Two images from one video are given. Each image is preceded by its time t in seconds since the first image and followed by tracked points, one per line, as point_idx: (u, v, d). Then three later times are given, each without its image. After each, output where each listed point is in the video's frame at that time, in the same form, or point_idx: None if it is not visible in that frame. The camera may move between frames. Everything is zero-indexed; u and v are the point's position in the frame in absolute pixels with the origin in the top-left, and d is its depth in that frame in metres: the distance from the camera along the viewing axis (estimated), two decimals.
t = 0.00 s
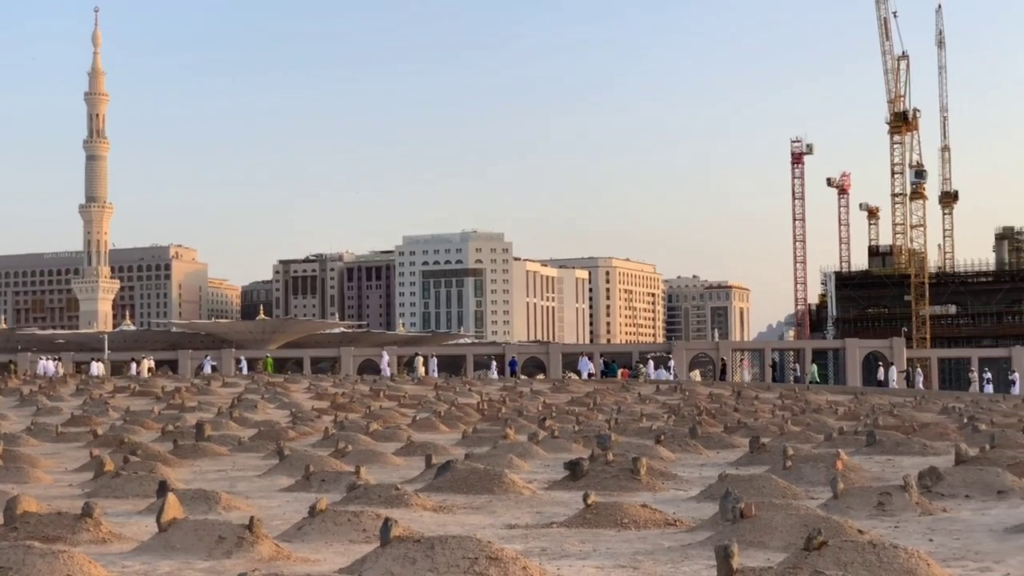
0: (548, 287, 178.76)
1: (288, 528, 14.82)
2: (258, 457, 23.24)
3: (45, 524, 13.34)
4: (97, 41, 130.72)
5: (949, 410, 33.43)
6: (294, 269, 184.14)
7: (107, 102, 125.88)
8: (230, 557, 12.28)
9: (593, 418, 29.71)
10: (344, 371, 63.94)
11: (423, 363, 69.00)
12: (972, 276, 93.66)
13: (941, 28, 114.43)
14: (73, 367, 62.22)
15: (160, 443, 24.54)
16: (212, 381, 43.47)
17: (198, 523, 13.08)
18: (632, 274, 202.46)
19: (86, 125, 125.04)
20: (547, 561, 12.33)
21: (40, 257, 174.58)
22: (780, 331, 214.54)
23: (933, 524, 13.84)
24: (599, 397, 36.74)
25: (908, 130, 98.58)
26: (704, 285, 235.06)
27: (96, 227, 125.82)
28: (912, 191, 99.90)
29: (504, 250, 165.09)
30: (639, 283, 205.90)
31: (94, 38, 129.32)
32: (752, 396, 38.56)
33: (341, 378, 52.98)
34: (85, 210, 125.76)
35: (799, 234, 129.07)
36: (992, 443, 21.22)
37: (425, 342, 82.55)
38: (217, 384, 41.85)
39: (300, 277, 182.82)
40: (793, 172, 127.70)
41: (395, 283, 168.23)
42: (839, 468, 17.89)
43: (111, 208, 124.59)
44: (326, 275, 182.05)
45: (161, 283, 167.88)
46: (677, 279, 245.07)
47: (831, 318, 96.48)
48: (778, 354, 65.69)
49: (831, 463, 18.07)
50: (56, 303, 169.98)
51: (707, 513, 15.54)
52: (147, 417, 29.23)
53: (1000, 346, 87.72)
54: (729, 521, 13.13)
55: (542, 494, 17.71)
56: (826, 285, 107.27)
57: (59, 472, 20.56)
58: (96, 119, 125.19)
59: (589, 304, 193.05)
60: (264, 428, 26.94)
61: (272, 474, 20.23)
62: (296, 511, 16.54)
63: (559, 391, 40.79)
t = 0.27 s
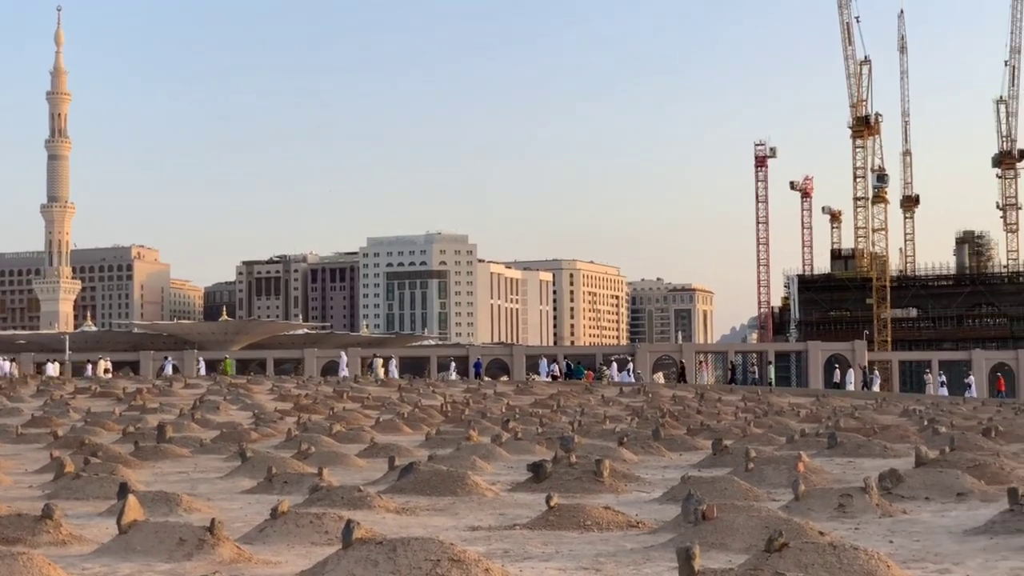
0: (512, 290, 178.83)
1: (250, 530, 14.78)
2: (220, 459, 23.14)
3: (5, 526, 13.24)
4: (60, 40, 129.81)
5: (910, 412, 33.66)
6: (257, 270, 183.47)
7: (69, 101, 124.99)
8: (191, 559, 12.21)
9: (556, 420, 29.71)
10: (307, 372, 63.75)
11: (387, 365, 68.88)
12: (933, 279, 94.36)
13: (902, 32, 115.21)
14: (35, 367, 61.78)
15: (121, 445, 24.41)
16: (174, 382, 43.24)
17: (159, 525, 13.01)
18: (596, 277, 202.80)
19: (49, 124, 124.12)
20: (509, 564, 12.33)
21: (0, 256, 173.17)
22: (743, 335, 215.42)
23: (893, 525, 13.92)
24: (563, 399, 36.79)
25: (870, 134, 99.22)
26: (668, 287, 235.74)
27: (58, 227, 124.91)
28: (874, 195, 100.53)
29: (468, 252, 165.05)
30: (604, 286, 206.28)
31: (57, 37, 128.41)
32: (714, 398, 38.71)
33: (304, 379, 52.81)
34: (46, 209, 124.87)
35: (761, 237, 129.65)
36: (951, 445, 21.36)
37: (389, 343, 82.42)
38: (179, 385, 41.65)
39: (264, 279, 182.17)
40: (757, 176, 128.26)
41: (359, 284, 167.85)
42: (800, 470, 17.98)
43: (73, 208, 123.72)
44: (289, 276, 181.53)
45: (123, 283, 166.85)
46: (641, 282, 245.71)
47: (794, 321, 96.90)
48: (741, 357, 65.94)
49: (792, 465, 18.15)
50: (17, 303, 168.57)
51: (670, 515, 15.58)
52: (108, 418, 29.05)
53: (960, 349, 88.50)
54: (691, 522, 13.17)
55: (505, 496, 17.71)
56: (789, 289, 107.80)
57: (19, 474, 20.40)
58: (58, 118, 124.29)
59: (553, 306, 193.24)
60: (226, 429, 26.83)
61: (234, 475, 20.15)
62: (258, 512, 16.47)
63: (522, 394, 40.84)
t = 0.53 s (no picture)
0: (474, 293, 178.72)
1: (208, 534, 14.71)
2: (179, 462, 23.00)
3: None
4: (21, 41, 128.86)
5: (870, 416, 33.88)
6: (219, 273, 182.65)
7: (29, 103, 124.00)
8: (150, 564, 12.12)
9: (518, 423, 29.69)
10: (269, 375, 63.49)
11: (349, 369, 68.68)
12: (893, 284, 94.93)
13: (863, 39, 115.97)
14: None
15: (80, 448, 24.21)
16: (133, 385, 42.99)
17: (117, 529, 12.91)
18: (559, 281, 202.98)
19: (8, 126, 123.06)
20: (470, 568, 12.30)
21: None
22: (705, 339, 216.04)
23: (851, 529, 14.00)
24: (524, 403, 36.77)
25: (832, 140, 99.78)
26: (630, 292, 236.11)
27: (17, 228, 123.92)
28: (835, 201, 101.12)
29: (431, 256, 164.90)
30: (566, 290, 206.46)
31: (16, 38, 127.43)
32: (676, 402, 38.78)
33: (264, 382, 52.56)
34: (5, 211, 123.80)
35: (723, 242, 130.09)
36: (909, 449, 21.51)
37: (350, 347, 82.19)
38: (137, 388, 41.35)
39: (225, 281, 181.42)
40: (719, 181, 128.72)
41: (321, 287, 167.34)
42: (760, 475, 18.07)
43: (32, 210, 122.75)
44: (251, 279, 180.86)
45: (83, 286, 165.71)
46: (603, 286, 246.09)
47: (756, 325, 97.28)
48: (704, 361, 66.12)
49: (753, 469, 18.20)
50: None
51: (630, 519, 15.59)
52: (67, 421, 28.81)
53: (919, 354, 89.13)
54: (653, 526, 13.20)
55: (465, 500, 17.69)
56: (750, 294, 108.31)
57: None
58: (18, 120, 123.29)
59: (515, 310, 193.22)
60: (185, 433, 26.68)
61: (192, 479, 20.05)
62: (218, 516, 16.39)
63: (484, 397, 40.81)
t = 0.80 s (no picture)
0: (435, 298, 178.55)
1: (168, 539, 14.62)
2: (137, 467, 22.85)
3: None
4: None
5: (828, 422, 34.08)
6: (178, 276, 181.55)
7: None
8: (107, 570, 12.03)
9: (478, 428, 29.69)
10: (229, 380, 63.21)
11: (309, 374, 68.44)
12: (852, 291, 95.41)
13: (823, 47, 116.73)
14: None
15: (36, 452, 24.02)
16: (92, 389, 42.68)
17: (75, 534, 12.81)
18: (520, 286, 203.13)
19: None
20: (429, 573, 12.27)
21: None
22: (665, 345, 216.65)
23: (809, 534, 14.07)
24: (485, 408, 36.75)
25: (792, 147, 100.31)
26: (591, 297, 236.58)
27: None
28: (794, 208, 101.67)
29: (392, 260, 164.63)
30: (527, 295, 206.59)
31: None
32: (637, 407, 38.86)
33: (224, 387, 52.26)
34: None
35: (684, 248, 130.50)
36: (868, 454, 21.64)
37: (311, 351, 81.95)
38: (95, 392, 41.05)
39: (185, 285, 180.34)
40: (680, 187, 129.14)
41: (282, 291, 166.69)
42: (720, 479, 18.12)
43: None
44: (211, 282, 179.94)
45: (41, 289, 164.43)
46: (565, 292, 246.43)
47: (716, 331, 97.72)
48: (664, 366, 66.32)
49: (712, 474, 18.26)
50: None
51: (590, 523, 15.61)
52: (24, 425, 28.58)
53: (877, 360, 89.77)
54: (611, 531, 13.21)
55: (425, 505, 17.66)
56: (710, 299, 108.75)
57: None
58: None
59: (476, 315, 193.09)
60: (144, 438, 26.51)
61: (150, 484, 19.91)
62: (177, 522, 16.29)
63: (445, 402, 40.78)
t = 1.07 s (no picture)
0: (394, 302, 178.18)
1: (123, 544, 14.51)
2: (93, 471, 22.66)
3: None
4: None
5: (784, 427, 34.27)
6: (134, 279, 180.30)
7: None
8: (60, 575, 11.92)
9: (437, 433, 29.63)
10: (186, 383, 62.79)
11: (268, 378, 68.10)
12: (809, 296, 95.87)
13: (781, 54, 117.36)
14: None
15: None
16: (47, 393, 42.28)
17: (28, 539, 12.69)
18: (479, 290, 203.03)
19: None
20: None
21: None
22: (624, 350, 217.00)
23: (767, 539, 14.12)
24: (444, 412, 36.68)
25: (750, 153, 100.74)
26: (550, 302, 236.72)
27: None
28: (753, 213, 102.10)
29: (351, 264, 164.19)
30: (487, 300, 206.51)
31: None
32: (595, 412, 38.91)
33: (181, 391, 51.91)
34: None
35: (642, 253, 130.79)
36: (824, 459, 21.74)
37: (269, 355, 81.59)
38: (50, 395, 40.68)
39: (142, 288, 179.14)
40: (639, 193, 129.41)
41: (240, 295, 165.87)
42: (677, 484, 18.16)
43: None
44: (168, 286, 178.86)
45: None
46: (524, 296, 246.50)
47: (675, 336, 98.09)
48: (622, 371, 66.45)
49: (670, 479, 18.30)
50: None
51: (548, 529, 15.60)
52: None
53: (834, 364, 90.13)
54: (568, 536, 13.22)
55: (383, 509, 17.61)
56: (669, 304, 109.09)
57: None
58: None
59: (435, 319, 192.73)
60: (100, 442, 26.30)
61: (106, 488, 19.74)
62: (132, 526, 16.16)
63: (403, 406, 40.66)
